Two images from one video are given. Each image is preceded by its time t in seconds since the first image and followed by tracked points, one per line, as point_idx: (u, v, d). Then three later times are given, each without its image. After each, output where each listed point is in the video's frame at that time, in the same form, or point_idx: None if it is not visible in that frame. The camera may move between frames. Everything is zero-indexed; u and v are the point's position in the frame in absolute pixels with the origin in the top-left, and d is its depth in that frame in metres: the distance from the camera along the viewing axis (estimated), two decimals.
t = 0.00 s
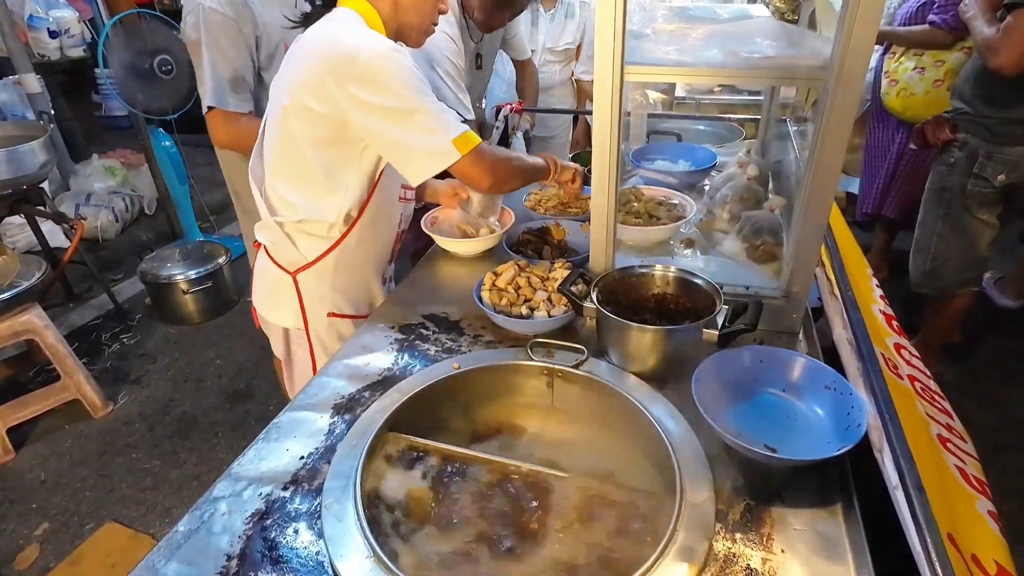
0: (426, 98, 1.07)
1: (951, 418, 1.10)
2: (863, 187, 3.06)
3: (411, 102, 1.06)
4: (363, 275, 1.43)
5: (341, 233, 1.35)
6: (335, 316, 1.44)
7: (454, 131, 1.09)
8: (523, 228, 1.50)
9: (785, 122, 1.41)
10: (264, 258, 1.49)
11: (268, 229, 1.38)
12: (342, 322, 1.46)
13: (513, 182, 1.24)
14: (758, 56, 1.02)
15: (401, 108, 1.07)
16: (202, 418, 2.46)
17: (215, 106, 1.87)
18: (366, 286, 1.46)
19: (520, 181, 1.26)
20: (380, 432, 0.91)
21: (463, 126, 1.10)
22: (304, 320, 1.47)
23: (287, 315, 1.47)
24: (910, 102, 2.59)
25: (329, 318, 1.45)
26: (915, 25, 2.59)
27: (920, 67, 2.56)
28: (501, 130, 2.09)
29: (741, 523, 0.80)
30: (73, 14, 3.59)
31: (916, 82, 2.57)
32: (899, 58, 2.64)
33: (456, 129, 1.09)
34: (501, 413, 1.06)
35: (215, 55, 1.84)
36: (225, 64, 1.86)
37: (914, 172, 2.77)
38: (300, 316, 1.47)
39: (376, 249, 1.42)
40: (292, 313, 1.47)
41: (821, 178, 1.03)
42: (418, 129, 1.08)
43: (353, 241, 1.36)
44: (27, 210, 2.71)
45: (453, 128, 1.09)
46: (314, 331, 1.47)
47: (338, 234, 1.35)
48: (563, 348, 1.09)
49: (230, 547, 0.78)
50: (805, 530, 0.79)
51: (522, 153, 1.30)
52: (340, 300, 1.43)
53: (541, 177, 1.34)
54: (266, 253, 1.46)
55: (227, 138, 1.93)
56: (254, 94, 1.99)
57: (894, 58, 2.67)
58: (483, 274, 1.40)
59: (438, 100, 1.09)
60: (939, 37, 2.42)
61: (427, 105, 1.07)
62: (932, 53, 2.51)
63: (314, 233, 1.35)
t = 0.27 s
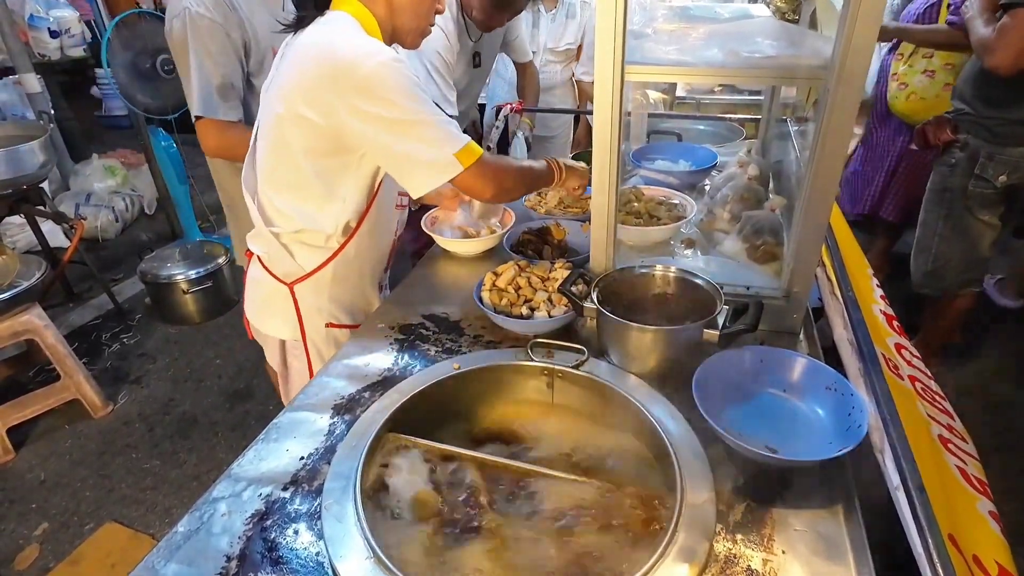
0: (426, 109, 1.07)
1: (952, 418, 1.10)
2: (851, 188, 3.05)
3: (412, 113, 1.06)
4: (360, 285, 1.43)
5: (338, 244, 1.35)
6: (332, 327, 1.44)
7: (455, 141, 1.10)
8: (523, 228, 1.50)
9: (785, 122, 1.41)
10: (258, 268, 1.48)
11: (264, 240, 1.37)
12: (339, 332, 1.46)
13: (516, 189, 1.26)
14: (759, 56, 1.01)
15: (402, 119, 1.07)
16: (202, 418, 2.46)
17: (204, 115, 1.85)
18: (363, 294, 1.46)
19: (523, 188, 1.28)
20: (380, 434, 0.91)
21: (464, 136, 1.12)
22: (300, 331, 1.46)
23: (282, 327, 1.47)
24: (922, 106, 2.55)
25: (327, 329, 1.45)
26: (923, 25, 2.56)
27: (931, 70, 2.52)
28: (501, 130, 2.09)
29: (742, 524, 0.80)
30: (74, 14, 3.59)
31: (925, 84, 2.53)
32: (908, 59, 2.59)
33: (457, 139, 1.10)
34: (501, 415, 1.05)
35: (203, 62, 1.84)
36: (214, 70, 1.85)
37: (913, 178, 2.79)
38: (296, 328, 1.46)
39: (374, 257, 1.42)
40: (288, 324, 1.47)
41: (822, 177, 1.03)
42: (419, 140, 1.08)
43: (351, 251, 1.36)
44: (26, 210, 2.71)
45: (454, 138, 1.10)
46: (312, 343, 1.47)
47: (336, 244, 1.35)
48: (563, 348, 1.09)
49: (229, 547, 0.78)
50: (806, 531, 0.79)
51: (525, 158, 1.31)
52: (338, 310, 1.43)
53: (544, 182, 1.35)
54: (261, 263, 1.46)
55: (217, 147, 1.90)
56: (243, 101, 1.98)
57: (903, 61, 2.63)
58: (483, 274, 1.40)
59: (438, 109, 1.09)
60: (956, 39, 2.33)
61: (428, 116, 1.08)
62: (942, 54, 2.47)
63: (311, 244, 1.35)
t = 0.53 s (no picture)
0: (413, 108, 1.06)
1: (951, 419, 1.10)
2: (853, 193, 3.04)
3: (397, 112, 1.05)
4: (361, 290, 1.43)
5: (337, 248, 1.35)
6: (332, 332, 1.44)
7: (442, 141, 1.08)
8: (523, 228, 1.50)
9: (785, 122, 1.41)
10: (259, 273, 1.49)
11: (263, 245, 1.37)
12: (340, 337, 1.46)
13: (510, 185, 1.23)
14: (759, 57, 1.01)
15: (388, 118, 1.06)
16: (202, 418, 2.46)
17: (209, 124, 1.87)
18: (368, 295, 1.45)
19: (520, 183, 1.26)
20: (379, 434, 0.92)
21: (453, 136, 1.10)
22: (302, 336, 1.46)
23: (284, 332, 1.47)
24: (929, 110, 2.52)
25: (328, 334, 1.45)
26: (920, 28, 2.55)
27: (934, 74, 2.49)
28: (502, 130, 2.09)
29: (741, 524, 0.80)
30: (74, 14, 3.60)
31: (932, 88, 2.50)
32: (910, 67, 2.56)
33: (444, 139, 1.09)
34: (501, 416, 1.05)
35: (206, 71, 1.84)
36: (218, 79, 1.86)
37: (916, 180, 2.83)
38: (298, 332, 1.46)
39: (375, 260, 1.41)
40: (290, 329, 1.47)
41: (821, 178, 1.03)
42: (406, 141, 1.07)
43: (349, 255, 1.36)
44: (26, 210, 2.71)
45: (441, 138, 1.09)
46: (314, 349, 1.48)
47: (335, 247, 1.35)
48: (563, 349, 1.09)
49: (230, 548, 0.78)
50: (805, 532, 0.79)
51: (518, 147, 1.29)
52: (338, 314, 1.43)
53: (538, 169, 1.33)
54: (262, 269, 1.46)
55: (218, 156, 1.93)
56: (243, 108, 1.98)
57: (903, 70, 2.61)
58: (483, 275, 1.40)
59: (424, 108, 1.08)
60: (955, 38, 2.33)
61: (414, 116, 1.07)
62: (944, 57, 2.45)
63: (309, 249, 1.35)
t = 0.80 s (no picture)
0: (380, 104, 1.01)
1: (951, 419, 1.10)
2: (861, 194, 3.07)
3: (362, 106, 1.01)
4: (362, 290, 1.43)
5: (337, 249, 1.35)
6: (335, 332, 1.44)
7: (405, 141, 1.01)
8: (523, 228, 1.50)
9: (785, 123, 1.41)
10: (263, 274, 1.50)
11: (265, 245, 1.38)
12: (342, 337, 1.46)
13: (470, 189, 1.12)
14: (759, 59, 1.02)
15: (352, 112, 1.01)
16: (203, 418, 2.46)
17: (198, 128, 1.87)
18: (370, 297, 1.45)
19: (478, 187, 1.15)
20: (380, 435, 0.92)
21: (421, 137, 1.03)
22: (305, 336, 1.47)
23: (288, 331, 1.48)
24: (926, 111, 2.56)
25: (330, 334, 1.45)
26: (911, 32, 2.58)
27: (928, 75, 2.53)
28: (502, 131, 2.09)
29: (741, 524, 0.80)
30: (74, 14, 3.60)
31: (926, 88, 2.55)
32: (904, 70, 2.60)
33: (408, 139, 1.01)
34: (501, 416, 1.06)
35: (197, 77, 1.83)
36: (209, 85, 1.85)
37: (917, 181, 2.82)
38: (301, 332, 1.47)
39: (377, 261, 1.41)
40: (293, 329, 1.48)
41: (821, 178, 1.03)
42: (371, 137, 1.02)
43: (350, 256, 1.35)
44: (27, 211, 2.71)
45: (406, 138, 1.01)
46: (317, 348, 1.48)
47: (335, 247, 1.34)
48: (563, 349, 1.10)
49: (231, 548, 0.78)
50: (805, 532, 0.79)
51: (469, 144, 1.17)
52: (340, 315, 1.43)
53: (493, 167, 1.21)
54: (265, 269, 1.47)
55: (210, 160, 1.93)
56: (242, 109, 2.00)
57: (897, 73, 2.64)
58: (483, 275, 1.40)
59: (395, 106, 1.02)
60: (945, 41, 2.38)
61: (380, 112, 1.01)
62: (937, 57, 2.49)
63: (307, 248, 1.34)
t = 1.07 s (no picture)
0: (370, 104, 0.99)
1: (951, 419, 1.10)
2: (862, 194, 3.08)
3: (351, 104, 0.99)
4: (363, 289, 1.42)
5: (337, 246, 1.34)
6: (335, 329, 1.45)
7: (390, 142, 0.98)
8: (523, 229, 1.50)
9: (785, 123, 1.41)
10: (265, 271, 1.50)
11: (267, 241, 1.38)
12: (343, 335, 1.46)
13: (459, 204, 1.07)
14: (758, 59, 1.02)
15: (341, 110, 0.99)
16: (203, 418, 2.46)
17: (190, 129, 1.87)
18: (370, 296, 1.44)
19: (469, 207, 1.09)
20: (380, 435, 0.92)
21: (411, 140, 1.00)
22: (306, 332, 1.48)
23: (289, 327, 1.49)
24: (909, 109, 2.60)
25: (331, 331, 1.45)
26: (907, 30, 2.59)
27: (913, 73, 2.59)
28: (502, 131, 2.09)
29: (741, 524, 0.80)
30: (75, 15, 3.61)
31: (910, 88, 2.60)
32: (890, 67, 2.66)
33: (395, 141, 0.98)
34: (501, 415, 1.06)
35: (192, 79, 1.83)
36: (205, 86, 1.85)
37: (914, 178, 2.82)
38: (301, 328, 1.48)
39: (378, 261, 1.41)
40: (294, 325, 1.49)
41: (821, 178, 1.03)
42: (357, 137, 1.00)
43: (350, 254, 1.35)
44: (27, 211, 2.71)
45: (392, 140, 0.98)
46: (317, 345, 1.49)
47: (336, 245, 1.34)
48: (563, 349, 1.10)
49: (232, 547, 0.78)
50: (805, 532, 0.79)
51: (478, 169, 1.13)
52: (341, 312, 1.43)
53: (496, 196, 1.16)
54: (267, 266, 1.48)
55: (204, 160, 1.94)
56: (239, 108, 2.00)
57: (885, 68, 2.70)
58: (484, 275, 1.40)
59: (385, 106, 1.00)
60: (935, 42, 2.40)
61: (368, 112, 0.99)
62: (923, 58, 2.54)
63: (308, 243, 1.34)
